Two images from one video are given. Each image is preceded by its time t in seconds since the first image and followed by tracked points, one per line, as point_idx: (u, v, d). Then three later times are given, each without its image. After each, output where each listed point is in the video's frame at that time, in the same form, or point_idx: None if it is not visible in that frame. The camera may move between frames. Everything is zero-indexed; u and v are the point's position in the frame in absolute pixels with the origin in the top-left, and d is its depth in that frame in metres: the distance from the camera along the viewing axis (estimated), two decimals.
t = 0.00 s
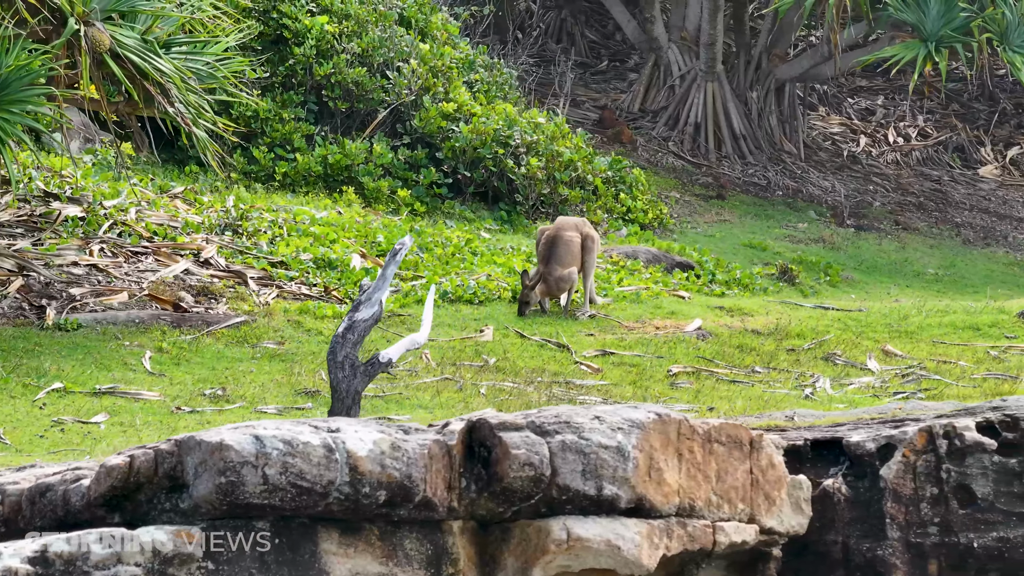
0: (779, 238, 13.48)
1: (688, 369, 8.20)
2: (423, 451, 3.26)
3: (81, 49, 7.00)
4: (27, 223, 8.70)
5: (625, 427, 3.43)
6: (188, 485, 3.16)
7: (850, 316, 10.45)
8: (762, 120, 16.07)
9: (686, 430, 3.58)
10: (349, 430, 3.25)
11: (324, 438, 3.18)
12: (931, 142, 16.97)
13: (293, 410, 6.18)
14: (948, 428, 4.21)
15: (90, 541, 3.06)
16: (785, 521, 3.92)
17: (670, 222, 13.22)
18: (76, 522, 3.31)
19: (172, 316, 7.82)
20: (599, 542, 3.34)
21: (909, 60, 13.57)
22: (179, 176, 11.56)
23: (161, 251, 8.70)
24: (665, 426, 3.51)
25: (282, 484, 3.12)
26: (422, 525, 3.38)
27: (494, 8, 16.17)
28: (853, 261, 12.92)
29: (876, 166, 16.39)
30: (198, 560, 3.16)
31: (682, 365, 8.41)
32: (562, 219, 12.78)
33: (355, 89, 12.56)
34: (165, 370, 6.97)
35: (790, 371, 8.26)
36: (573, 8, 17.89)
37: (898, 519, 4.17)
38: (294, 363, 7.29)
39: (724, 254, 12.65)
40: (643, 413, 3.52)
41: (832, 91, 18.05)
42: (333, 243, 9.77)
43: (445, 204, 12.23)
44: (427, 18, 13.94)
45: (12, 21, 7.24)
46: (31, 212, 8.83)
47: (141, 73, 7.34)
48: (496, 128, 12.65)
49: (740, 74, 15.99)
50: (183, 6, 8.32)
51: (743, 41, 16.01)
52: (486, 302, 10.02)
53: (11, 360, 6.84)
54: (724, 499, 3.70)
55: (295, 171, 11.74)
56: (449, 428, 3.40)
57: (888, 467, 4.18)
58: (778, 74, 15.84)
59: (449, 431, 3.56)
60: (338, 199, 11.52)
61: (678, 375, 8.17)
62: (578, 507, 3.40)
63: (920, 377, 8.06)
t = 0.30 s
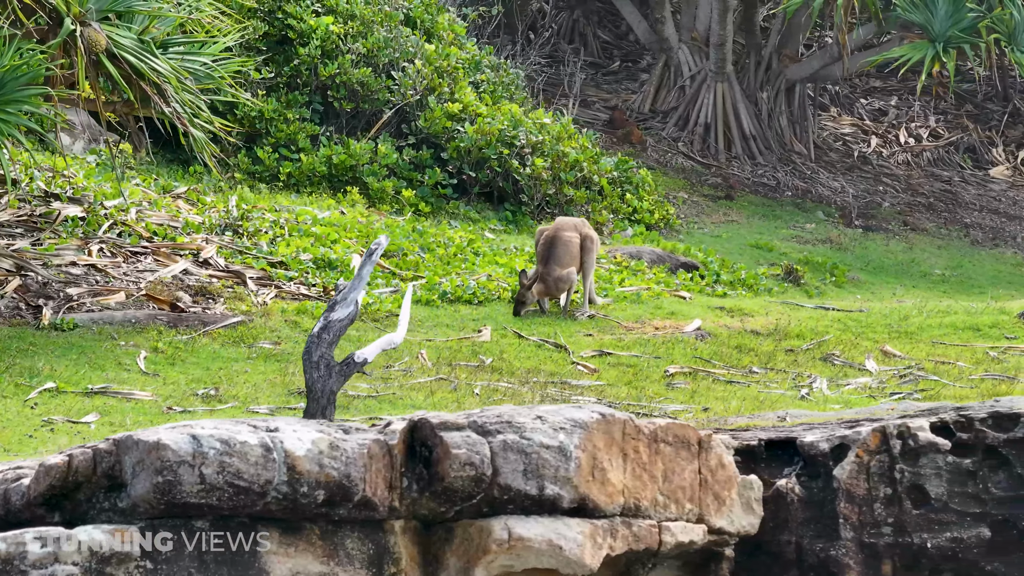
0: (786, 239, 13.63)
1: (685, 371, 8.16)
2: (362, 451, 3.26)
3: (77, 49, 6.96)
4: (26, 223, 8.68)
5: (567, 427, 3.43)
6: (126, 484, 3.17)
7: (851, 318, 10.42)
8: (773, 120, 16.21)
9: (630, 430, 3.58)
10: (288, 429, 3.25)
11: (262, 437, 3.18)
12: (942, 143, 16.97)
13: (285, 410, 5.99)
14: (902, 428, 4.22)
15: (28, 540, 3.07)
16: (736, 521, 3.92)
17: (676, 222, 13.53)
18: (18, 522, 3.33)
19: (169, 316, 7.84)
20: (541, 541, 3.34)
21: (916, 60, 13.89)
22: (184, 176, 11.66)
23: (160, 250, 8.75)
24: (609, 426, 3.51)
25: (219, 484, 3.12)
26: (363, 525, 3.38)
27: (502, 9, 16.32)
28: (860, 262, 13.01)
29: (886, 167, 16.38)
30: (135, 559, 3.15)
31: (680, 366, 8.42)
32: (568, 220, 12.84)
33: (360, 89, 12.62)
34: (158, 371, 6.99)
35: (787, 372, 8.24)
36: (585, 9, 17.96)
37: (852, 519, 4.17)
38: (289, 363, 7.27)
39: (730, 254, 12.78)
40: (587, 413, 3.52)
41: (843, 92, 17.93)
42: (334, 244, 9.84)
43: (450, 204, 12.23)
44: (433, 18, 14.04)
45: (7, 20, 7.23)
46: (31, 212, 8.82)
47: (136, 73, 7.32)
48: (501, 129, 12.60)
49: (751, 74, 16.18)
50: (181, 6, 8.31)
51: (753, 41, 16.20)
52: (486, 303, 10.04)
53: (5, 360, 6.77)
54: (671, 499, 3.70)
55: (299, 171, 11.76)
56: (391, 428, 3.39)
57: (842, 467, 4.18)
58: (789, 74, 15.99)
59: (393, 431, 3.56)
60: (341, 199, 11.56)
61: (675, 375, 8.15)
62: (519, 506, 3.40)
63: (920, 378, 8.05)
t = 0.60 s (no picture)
0: (792, 239, 13.79)
1: (681, 371, 8.19)
2: (298, 450, 3.26)
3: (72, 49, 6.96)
4: (24, 223, 8.68)
5: (506, 426, 3.44)
6: (61, 483, 3.16)
7: (849, 319, 10.41)
8: (782, 121, 16.55)
9: (572, 429, 3.58)
10: (224, 429, 3.25)
11: (197, 437, 3.18)
12: (953, 143, 17.46)
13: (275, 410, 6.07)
14: (853, 428, 4.22)
15: None
16: (684, 521, 3.92)
17: (681, 223, 13.73)
18: None
19: (165, 316, 7.84)
20: (479, 541, 3.35)
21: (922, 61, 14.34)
22: (185, 176, 11.81)
23: (158, 251, 8.77)
24: (551, 426, 3.51)
25: (155, 483, 3.12)
26: (303, 525, 3.37)
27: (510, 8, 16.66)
28: (864, 263, 13.12)
29: (896, 168, 16.82)
30: (70, 558, 3.13)
31: (675, 366, 8.41)
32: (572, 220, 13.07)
33: (365, 89, 12.82)
34: (152, 370, 6.98)
35: (783, 373, 8.27)
36: (597, 9, 18.31)
37: (802, 519, 4.18)
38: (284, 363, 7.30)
39: (734, 255, 12.91)
40: (528, 413, 3.53)
41: (854, 93, 18.36)
42: (334, 244, 10.00)
43: (453, 205, 12.49)
44: (438, 19, 14.30)
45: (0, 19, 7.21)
46: (30, 211, 8.83)
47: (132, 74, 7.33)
48: (505, 129, 12.89)
49: (759, 74, 16.50)
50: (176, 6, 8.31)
51: (763, 40, 16.55)
52: (484, 303, 10.06)
53: None
54: (615, 499, 3.70)
55: (303, 171, 11.97)
56: (329, 427, 3.40)
57: (792, 467, 4.18)
58: (798, 75, 16.38)
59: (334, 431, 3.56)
60: (344, 200, 11.76)
61: (671, 375, 8.16)
62: (459, 506, 3.40)
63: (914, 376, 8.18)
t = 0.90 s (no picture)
0: (797, 239, 13.86)
1: (676, 370, 8.18)
2: (235, 449, 3.26)
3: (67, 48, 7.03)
4: (22, 223, 8.85)
5: (446, 425, 3.44)
6: None
7: (849, 318, 10.42)
8: (791, 121, 16.68)
9: (514, 429, 3.58)
10: (160, 428, 3.25)
11: (132, 435, 3.18)
12: (962, 143, 17.65)
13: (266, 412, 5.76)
14: (804, 427, 4.21)
15: None
16: (632, 520, 3.92)
17: (686, 222, 13.86)
18: None
19: (159, 316, 7.88)
20: (418, 539, 3.35)
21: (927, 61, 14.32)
22: (189, 176, 12.02)
23: (156, 250, 8.88)
24: (491, 425, 3.52)
25: (89, 481, 3.11)
26: (241, 523, 3.36)
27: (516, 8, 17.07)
28: (870, 263, 13.18)
29: (905, 168, 17.01)
30: (5, 557, 3.13)
31: (670, 366, 8.38)
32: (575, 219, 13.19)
33: (368, 89, 13.14)
34: (145, 369, 6.94)
35: (779, 373, 8.27)
36: (609, 9, 18.83)
37: (753, 519, 4.18)
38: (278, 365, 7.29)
39: (739, 255, 12.99)
40: (469, 412, 3.53)
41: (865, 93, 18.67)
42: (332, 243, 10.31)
43: (457, 204, 12.71)
44: (444, 19, 14.48)
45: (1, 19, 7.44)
46: (29, 211, 9.00)
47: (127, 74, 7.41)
48: (509, 129, 13.12)
49: (768, 75, 16.61)
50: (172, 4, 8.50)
51: (772, 39, 16.58)
52: (481, 302, 10.11)
53: None
54: (559, 498, 3.70)
55: (306, 171, 12.27)
56: (268, 426, 3.39)
57: (742, 466, 4.18)
58: (807, 75, 16.48)
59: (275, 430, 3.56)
60: (347, 200, 12.01)
61: (666, 375, 8.16)
62: (398, 505, 3.40)
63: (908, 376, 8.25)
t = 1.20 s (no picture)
0: (804, 239, 14.04)
1: (672, 369, 8.20)
2: (171, 448, 3.26)
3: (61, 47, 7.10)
4: (21, 222, 8.83)
5: (386, 424, 3.44)
6: None
7: (848, 318, 10.46)
8: (800, 121, 16.92)
9: (457, 428, 3.58)
10: (97, 426, 3.26)
11: (68, 434, 3.18)
12: (973, 143, 17.74)
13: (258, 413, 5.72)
14: (756, 427, 4.22)
15: None
16: (581, 519, 3.92)
17: (692, 222, 14.06)
18: None
19: (155, 315, 7.87)
20: (357, 538, 3.35)
21: (936, 60, 14.41)
22: (192, 177, 12.13)
23: (155, 251, 8.85)
24: (433, 424, 3.51)
25: (24, 480, 3.12)
26: (181, 522, 3.36)
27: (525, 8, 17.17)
28: (875, 263, 13.31)
29: (914, 168, 17.13)
30: None
31: (666, 366, 8.41)
32: (580, 219, 13.36)
33: (372, 89, 13.26)
34: (138, 369, 6.98)
35: (776, 372, 8.26)
36: (620, 9, 19.02)
37: (704, 518, 4.17)
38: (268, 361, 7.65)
39: (745, 255, 13.12)
40: (411, 410, 3.53)
41: (876, 93, 18.72)
42: (333, 243, 10.31)
43: (461, 204, 12.76)
44: (449, 19, 14.59)
45: None
46: (28, 211, 8.97)
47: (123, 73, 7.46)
48: (513, 129, 13.13)
49: (779, 74, 16.88)
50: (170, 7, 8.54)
51: (781, 41, 16.92)
52: (480, 302, 10.19)
53: None
54: (504, 497, 3.70)
55: (310, 171, 12.33)
56: (207, 424, 3.39)
57: (694, 465, 4.19)
58: (816, 75, 16.68)
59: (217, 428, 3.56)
60: (351, 199, 12.12)
61: (662, 375, 8.19)
62: (338, 503, 3.40)
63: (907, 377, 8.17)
